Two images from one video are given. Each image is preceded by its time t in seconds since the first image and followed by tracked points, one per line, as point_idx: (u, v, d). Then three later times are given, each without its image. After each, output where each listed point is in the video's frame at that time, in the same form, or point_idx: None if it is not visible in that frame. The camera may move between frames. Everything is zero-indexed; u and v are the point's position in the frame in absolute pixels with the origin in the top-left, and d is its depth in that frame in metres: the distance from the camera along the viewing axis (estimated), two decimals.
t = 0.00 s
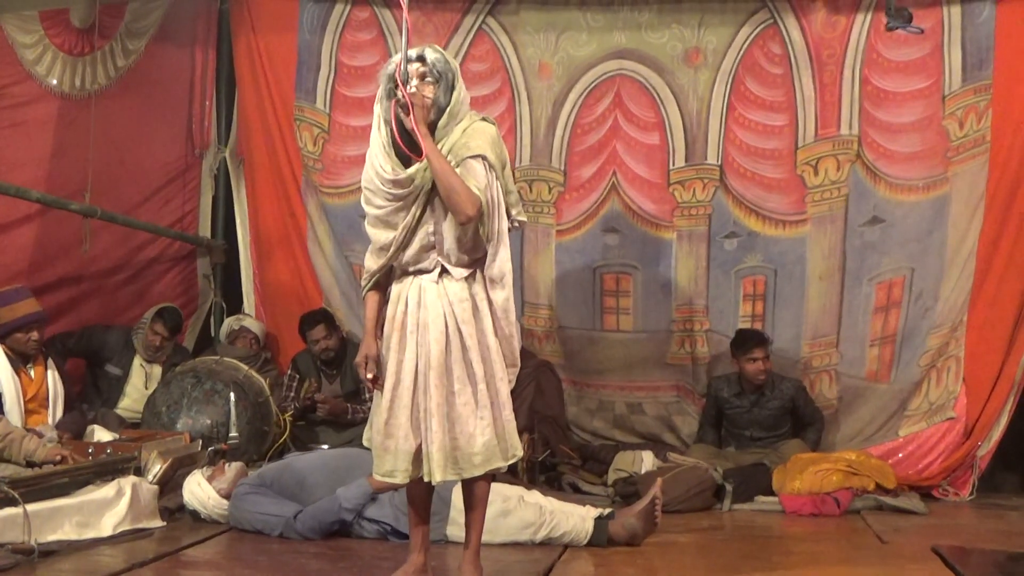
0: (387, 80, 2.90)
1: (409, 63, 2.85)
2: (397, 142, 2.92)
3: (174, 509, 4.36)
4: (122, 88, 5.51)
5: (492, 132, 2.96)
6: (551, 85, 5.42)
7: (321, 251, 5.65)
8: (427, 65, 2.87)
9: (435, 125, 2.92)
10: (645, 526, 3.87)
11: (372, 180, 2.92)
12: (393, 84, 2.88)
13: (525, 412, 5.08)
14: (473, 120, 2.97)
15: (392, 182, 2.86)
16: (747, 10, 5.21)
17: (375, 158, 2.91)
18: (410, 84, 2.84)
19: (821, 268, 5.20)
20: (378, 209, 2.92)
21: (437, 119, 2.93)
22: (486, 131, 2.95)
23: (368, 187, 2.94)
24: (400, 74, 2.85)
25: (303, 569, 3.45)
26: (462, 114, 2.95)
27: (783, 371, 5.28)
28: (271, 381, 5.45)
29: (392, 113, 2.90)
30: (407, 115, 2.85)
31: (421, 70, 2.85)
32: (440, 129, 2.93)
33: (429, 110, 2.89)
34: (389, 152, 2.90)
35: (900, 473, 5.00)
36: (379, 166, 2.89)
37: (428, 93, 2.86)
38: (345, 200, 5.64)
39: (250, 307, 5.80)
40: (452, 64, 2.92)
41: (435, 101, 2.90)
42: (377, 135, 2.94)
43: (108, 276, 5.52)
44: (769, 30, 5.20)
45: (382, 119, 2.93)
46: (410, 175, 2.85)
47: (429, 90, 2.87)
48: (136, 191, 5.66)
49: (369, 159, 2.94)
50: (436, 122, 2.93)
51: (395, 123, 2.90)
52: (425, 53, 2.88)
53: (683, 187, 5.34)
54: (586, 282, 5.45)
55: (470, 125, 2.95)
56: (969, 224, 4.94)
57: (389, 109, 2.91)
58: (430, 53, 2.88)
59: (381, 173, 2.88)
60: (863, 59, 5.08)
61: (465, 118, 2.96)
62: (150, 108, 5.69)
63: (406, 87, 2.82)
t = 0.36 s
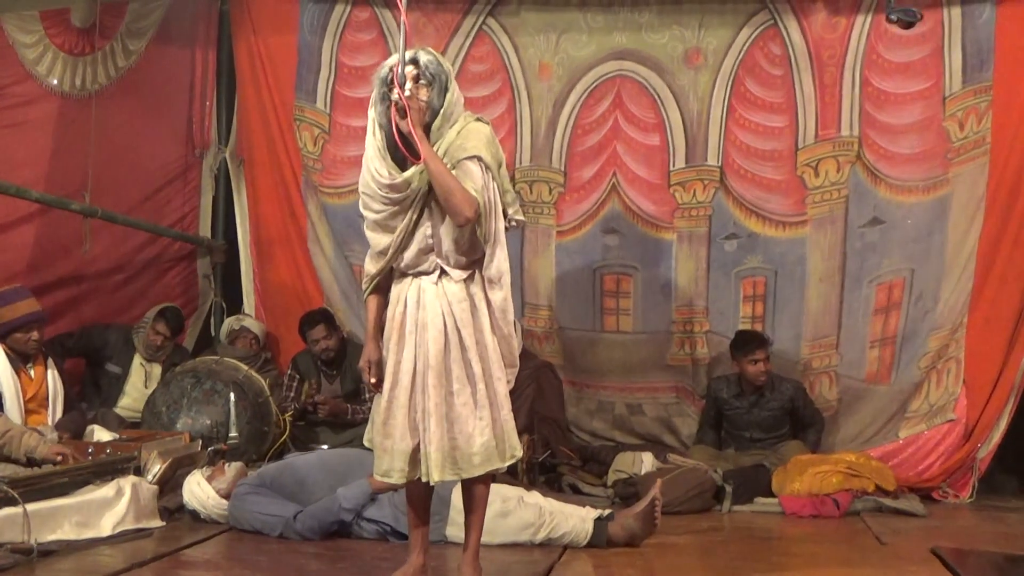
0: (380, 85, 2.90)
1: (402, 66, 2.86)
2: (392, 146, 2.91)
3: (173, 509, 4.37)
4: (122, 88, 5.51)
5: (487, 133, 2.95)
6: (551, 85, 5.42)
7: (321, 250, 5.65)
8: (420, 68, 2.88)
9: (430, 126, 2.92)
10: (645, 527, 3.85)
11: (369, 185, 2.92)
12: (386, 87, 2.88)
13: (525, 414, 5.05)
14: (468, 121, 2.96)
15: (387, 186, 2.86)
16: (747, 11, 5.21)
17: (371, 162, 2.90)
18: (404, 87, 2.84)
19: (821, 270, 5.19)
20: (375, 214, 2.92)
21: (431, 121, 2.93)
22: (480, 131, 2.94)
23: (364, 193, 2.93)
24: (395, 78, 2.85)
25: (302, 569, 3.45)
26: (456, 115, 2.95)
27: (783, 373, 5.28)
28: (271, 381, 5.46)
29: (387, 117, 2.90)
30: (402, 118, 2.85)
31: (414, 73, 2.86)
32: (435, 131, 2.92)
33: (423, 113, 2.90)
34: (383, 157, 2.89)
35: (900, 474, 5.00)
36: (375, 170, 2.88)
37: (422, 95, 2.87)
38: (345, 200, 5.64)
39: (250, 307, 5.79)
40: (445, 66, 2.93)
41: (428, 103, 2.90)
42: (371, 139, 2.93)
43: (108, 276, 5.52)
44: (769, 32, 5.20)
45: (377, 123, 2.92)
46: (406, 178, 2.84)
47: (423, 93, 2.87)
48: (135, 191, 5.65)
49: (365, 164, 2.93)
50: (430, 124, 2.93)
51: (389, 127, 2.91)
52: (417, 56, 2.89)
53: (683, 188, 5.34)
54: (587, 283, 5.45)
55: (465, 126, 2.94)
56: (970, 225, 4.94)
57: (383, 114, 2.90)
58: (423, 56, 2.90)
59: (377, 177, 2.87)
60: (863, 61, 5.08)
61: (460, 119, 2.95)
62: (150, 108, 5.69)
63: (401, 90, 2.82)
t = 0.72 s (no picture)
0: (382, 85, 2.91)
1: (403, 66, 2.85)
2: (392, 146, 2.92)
3: (173, 509, 4.37)
4: (123, 88, 5.51)
5: (488, 134, 2.95)
6: (552, 86, 5.42)
7: (322, 250, 5.65)
8: (422, 68, 2.87)
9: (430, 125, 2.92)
10: (645, 527, 3.85)
11: (369, 185, 2.91)
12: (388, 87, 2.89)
13: (524, 414, 5.06)
14: (469, 122, 2.96)
15: (388, 186, 2.85)
16: (749, 12, 5.22)
17: (371, 161, 2.91)
18: (405, 88, 2.83)
19: (822, 270, 5.20)
20: (374, 213, 2.92)
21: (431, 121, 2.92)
22: (481, 132, 2.94)
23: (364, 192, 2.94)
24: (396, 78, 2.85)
25: (302, 568, 3.45)
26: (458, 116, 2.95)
27: (783, 373, 5.28)
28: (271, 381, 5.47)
29: (388, 117, 2.91)
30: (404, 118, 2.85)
31: (416, 73, 2.85)
32: (436, 132, 2.92)
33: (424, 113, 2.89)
34: (384, 157, 2.89)
35: (900, 475, 5.01)
36: (376, 170, 2.88)
37: (424, 96, 2.87)
38: (346, 200, 5.64)
39: (250, 307, 5.79)
40: (447, 66, 2.93)
41: (430, 104, 2.90)
42: (373, 139, 2.93)
43: (108, 276, 5.52)
44: (771, 32, 5.20)
45: (378, 123, 2.92)
46: (406, 179, 2.84)
47: (424, 93, 2.87)
48: (136, 190, 5.65)
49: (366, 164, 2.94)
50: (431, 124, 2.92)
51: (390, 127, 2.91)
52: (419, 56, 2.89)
53: (683, 189, 5.35)
54: (587, 283, 5.45)
55: (466, 127, 2.94)
56: (971, 227, 4.94)
57: (384, 113, 2.91)
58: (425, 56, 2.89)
59: (378, 177, 2.87)
60: (864, 62, 5.08)
61: (461, 119, 2.95)
62: (151, 108, 5.69)
63: (402, 90, 2.82)
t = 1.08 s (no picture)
0: (383, 84, 2.90)
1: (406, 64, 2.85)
2: (393, 144, 2.91)
3: (174, 508, 4.36)
4: (123, 88, 5.51)
5: (488, 134, 2.95)
6: (553, 86, 5.42)
7: (322, 250, 5.65)
8: (424, 67, 2.86)
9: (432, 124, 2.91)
10: (647, 526, 3.85)
11: (369, 184, 2.91)
12: (389, 85, 2.88)
13: (526, 414, 5.02)
14: (470, 121, 2.96)
15: (389, 185, 2.85)
16: (749, 12, 5.21)
17: (372, 159, 2.90)
18: (407, 86, 2.83)
19: (822, 270, 5.20)
20: (374, 212, 2.91)
21: (432, 119, 2.92)
22: (481, 131, 2.94)
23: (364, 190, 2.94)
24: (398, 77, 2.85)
25: (302, 568, 3.45)
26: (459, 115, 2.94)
27: (784, 374, 5.28)
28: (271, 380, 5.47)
29: (389, 116, 2.90)
30: (405, 116, 2.84)
31: (418, 72, 2.85)
32: (437, 131, 2.92)
33: (426, 112, 2.89)
34: (385, 155, 2.89)
35: (901, 476, 5.01)
36: (377, 169, 2.87)
37: (426, 94, 2.87)
38: (347, 200, 5.64)
39: (251, 306, 5.79)
40: (448, 65, 2.92)
41: (432, 102, 2.89)
42: (374, 137, 2.93)
43: (109, 275, 5.52)
44: (772, 32, 5.20)
45: (379, 121, 2.92)
46: (408, 178, 2.84)
47: (426, 91, 2.86)
48: (136, 190, 5.65)
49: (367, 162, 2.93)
50: (432, 123, 2.92)
51: (391, 125, 2.90)
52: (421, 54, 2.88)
53: (684, 189, 5.35)
54: (588, 283, 5.45)
55: (467, 126, 2.94)
56: (971, 228, 4.94)
57: (386, 111, 2.90)
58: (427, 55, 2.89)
59: (378, 176, 2.87)
60: (865, 62, 5.08)
61: (462, 119, 2.95)
62: (152, 108, 5.69)
63: (404, 89, 2.81)
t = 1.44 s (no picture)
0: (384, 83, 2.90)
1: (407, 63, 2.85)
2: (393, 143, 2.91)
3: (174, 508, 4.36)
4: (123, 87, 5.51)
5: (488, 133, 2.96)
6: (553, 85, 5.42)
7: (322, 248, 5.65)
8: (425, 66, 2.86)
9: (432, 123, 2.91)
10: (647, 526, 3.86)
11: (369, 183, 2.91)
12: (390, 84, 2.88)
13: (525, 412, 5.03)
14: (470, 121, 2.96)
15: (389, 184, 2.85)
16: (750, 12, 5.22)
17: (372, 158, 2.90)
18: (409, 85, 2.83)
19: (822, 270, 5.20)
20: (373, 210, 2.92)
21: (433, 119, 2.92)
22: (481, 131, 2.94)
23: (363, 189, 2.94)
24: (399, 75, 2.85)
25: (302, 568, 3.45)
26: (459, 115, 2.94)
27: (783, 373, 5.28)
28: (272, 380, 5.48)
29: (390, 115, 2.90)
30: (406, 115, 2.84)
31: (419, 71, 2.85)
32: (438, 130, 2.92)
33: (427, 111, 2.89)
34: (386, 154, 2.89)
35: (900, 475, 5.01)
36: (377, 167, 2.88)
37: (427, 93, 2.87)
38: (346, 199, 5.64)
39: (251, 306, 5.81)
40: (450, 65, 2.92)
41: (433, 102, 2.90)
42: (374, 135, 2.93)
43: (109, 275, 5.52)
44: (773, 32, 5.20)
45: (379, 120, 2.92)
46: (409, 176, 2.84)
47: (428, 91, 2.86)
48: (136, 190, 5.65)
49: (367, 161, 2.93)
50: (433, 123, 2.92)
51: (392, 123, 2.90)
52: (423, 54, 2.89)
53: (684, 189, 5.35)
54: (588, 283, 5.45)
55: (467, 125, 2.94)
56: (971, 227, 4.94)
57: (387, 110, 2.90)
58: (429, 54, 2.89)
59: (379, 175, 2.87)
60: (865, 62, 5.08)
61: (462, 119, 2.95)
62: (152, 107, 5.69)
63: (405, 87, 2.81)
